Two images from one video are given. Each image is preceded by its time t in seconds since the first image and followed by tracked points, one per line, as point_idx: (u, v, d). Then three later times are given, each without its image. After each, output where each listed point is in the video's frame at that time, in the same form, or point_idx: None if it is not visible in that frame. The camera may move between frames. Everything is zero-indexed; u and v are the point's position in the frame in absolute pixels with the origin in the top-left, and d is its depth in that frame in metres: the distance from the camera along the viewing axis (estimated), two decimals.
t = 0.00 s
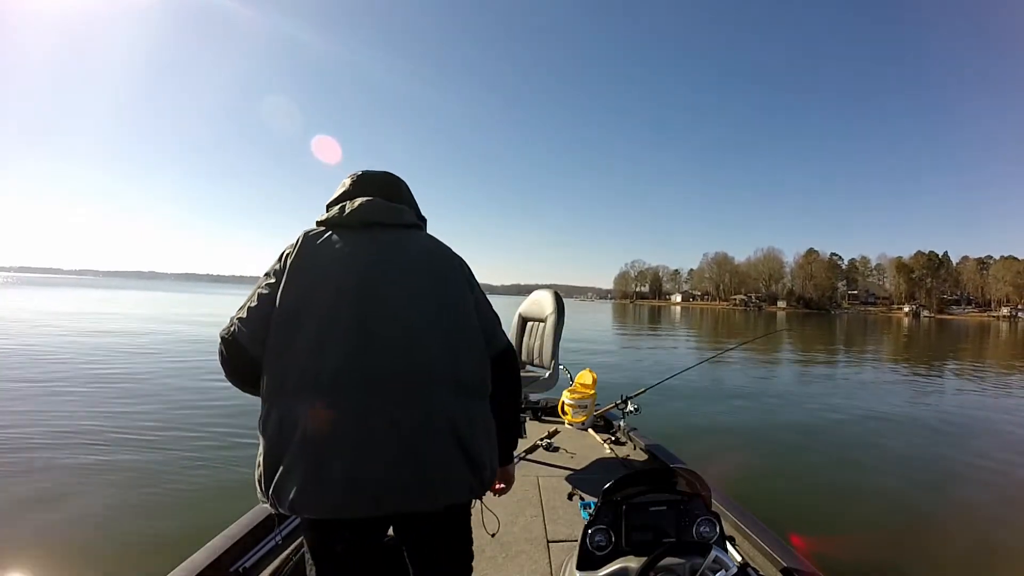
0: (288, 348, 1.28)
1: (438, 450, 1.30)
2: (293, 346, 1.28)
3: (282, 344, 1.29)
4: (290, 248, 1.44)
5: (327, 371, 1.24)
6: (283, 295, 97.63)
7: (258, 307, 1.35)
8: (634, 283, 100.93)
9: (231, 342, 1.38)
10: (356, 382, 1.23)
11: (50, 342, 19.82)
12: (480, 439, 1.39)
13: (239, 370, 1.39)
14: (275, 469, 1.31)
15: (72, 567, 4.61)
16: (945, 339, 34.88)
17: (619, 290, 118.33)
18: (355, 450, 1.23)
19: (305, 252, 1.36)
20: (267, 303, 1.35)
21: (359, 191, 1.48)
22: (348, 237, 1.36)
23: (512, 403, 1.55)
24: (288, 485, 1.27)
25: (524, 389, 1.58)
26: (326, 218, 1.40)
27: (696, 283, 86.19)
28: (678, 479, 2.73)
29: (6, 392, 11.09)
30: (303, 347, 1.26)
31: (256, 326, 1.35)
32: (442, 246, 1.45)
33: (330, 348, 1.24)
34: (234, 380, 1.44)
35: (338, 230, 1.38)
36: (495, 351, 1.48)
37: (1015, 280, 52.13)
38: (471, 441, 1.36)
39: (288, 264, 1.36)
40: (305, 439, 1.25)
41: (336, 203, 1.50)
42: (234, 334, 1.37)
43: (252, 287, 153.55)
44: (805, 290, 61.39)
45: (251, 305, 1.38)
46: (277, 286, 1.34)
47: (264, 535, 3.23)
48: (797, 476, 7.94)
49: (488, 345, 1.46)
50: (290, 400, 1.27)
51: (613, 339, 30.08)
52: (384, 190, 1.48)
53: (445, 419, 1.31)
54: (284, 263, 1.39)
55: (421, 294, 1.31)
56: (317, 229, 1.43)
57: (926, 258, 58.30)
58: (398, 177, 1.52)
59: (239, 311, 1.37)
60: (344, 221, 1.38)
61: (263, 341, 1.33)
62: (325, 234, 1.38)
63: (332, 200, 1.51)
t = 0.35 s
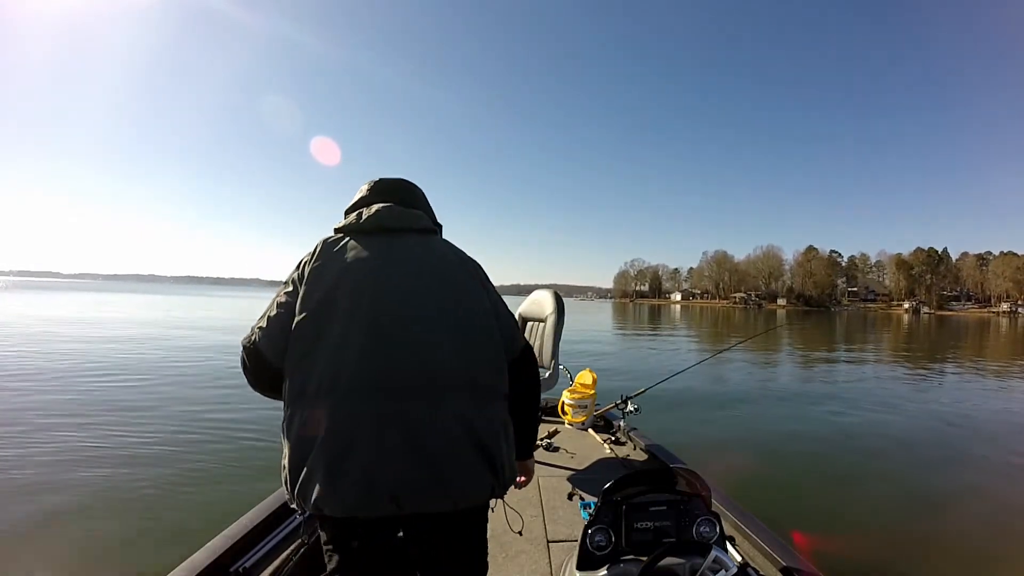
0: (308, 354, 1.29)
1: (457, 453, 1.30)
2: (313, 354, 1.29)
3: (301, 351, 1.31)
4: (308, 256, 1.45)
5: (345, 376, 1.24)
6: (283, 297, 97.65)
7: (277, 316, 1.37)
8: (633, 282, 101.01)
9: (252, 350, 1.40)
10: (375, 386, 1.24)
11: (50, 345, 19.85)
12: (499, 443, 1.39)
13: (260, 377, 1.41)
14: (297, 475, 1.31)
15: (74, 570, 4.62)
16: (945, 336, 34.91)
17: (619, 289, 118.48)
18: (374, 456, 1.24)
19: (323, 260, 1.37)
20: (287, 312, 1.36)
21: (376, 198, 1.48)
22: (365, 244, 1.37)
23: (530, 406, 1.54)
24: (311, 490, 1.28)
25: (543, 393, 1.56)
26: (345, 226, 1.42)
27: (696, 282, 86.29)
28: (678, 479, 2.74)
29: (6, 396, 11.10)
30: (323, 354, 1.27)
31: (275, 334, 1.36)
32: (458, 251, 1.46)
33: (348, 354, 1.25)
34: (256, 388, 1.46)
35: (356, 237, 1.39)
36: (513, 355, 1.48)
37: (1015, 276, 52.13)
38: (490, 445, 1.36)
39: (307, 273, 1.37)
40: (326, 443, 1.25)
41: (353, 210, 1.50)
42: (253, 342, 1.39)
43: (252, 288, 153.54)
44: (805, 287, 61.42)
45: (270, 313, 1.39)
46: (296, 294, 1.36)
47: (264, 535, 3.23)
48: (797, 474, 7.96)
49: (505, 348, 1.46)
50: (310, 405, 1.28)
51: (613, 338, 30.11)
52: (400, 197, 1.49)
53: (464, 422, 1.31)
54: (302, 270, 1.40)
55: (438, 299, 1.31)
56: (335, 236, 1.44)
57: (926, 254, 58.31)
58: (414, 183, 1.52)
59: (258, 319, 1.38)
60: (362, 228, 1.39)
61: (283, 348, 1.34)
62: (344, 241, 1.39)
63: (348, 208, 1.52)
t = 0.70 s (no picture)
0: (311, 389, 1.31)
1: (467, 467, 1.34)
2: (317, 390, 1.30)
3: (304, 388, 1.32)
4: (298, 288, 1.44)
5: (354, 410, 1.27)
6: (283, 298, 97.68)
7: (275, 354, 1.37)
8: (633, 278, 101.07)
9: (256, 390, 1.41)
10: (383, 416, 1.26)
11: (51, 351, 19.87)
12: (505, 446, 1.44)
13: (267, 414, 1.44)
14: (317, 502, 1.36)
15: None
16: (945, 326, 34.92)
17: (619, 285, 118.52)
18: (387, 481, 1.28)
19: (315, 293, 1.37)
20: (285, 349, 1.37)
21: (360, 221, 1.46)
22: (355, 273, 1.36)
23: (529, 403, 1.59)
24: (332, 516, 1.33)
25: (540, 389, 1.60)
26: (329, 255, 1.41)
27: (696, 277, 86.36)
28: (678, 480, 2.74)
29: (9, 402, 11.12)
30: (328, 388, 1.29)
31: (276, 373, 1.38)
32: (448, 267, 1.45)
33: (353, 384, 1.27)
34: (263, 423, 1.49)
35: (343, 267, 1.37)
36: (509, 357, 1.50)
37: (1015, 266, 52.13)
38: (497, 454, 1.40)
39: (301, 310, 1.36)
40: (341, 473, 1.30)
41: (333, 237, 1.49)
42: (256, 384, 1.41)
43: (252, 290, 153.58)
44: (804, 281, 61.51)
45: (269, 350, 1.40)
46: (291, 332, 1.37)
47: (264, 535, 3.24)
48: (799, 470, 7.96)
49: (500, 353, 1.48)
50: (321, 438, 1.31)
51: (613, 334, 30.15)
52: (383, 218, 1.47)
53: (471, 436, 1.35)
54: (293, 307, 1.40)
55: (433, 321, 1.32)
56: (322, 266, 1.42)
57: (925, 245, 58.32)
58: (393, 201, 1.49)
59: (256, 362, 1.40)
60: (347, 259, 1.37)
61: (286, 386, 1.36)
62: (332, 271, 1.38)
63: (330, 233, 1.50)
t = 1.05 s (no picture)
0: (398, 392, 1.49)
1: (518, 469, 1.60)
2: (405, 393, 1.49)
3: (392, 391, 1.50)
4: (371, 308, 1.65)
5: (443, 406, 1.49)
6: (283, 296, 97.61)
7: (356, 365, 1.53)
8: (633, 279, 101.10)
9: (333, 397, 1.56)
10: (468, 410, 1.51)
11: (49, 346, 19.81)
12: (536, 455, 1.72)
13: (337, 421, 1.57)
14: (387, 503, 1.51)
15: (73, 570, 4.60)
16: (944, 331, 34.94)
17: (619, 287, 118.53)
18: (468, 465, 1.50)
19: (397, 309, 1.59)
20: (364, 360, 1.54)
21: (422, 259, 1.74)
22: (431, 295, 1.62)
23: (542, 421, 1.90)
24: (410, 509, 1.50)
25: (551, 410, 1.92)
26: (403, 283, 1.66)
27: (696, 279, 86.37)
28: (678, 479, 2.73)
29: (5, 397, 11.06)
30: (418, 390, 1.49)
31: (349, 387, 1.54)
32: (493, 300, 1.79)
33: (434, 391, 1.50)
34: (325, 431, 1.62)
35: (417, 292, 1.62)
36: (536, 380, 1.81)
37: (1014, 271, 52.16)
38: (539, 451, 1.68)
39: (382, 327, 1.57)
40: (427, 462, 1.48)
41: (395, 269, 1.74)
42: (330, 397, 1.56)
43: (252, 287, 153.46)
44: (804, 284, 61.53)
45: (347, 362, 1.56)
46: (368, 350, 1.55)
47: (264, 534, 3.23)
48: (799, 472, 7.94)
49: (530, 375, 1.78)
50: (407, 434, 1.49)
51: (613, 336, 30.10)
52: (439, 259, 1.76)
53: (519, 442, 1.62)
54: (370, 324, 1.59)
55: (494, 338, 1.62)
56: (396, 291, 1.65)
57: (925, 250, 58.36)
58: (446, 244, 1.79)
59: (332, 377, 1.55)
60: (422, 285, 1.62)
61: (367, 392, 1.53)
62: (409, 294, 1.61)
63: (394, 266, 1.76)
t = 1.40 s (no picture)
0: (452, 364, 2.11)
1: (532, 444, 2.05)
2: (457, 364, 2.10)
3: (447, 363, 2.13)
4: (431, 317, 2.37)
5: (484, 374, 2.07)
6: (283, 299, 97.43)
7: (420, 350, 2.21)
8: (634, 277, 100.99)
9: (400, 372, 2.20)
10: (503, 380, 2.08)
11: (46, 352, 19.71)
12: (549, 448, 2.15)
13: (401, 390, 2.19)
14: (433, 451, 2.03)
15: None
16: (947, 324, 34.75)
17: (619, 284, 118.40)
18: (503, 422, 2.00)
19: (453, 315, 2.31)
20: (426, 347, 2.22)
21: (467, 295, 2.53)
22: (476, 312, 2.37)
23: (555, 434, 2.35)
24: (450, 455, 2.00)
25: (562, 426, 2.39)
26: (453, 305, 2.39)
27: (697, 275, 86.24)
28: (678, 479, 2.74)
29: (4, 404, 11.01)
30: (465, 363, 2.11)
31: (412, 365, 2.19)
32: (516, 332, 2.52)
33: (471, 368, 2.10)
34: (387, 404, 2.21)
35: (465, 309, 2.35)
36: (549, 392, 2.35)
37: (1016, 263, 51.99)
38: (551, 436, 2.15)
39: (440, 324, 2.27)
40: (471, 417, 2.01)
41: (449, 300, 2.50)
42: (396, 372, 2.20)
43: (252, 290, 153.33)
44: (805, 279, 61.39)
45: (413, 349, 2.24)
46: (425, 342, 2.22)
47: (264, 534, 3.25)
48: (799, 468, 7.93)
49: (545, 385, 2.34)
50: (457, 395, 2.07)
51: (614, 334, 30.01)
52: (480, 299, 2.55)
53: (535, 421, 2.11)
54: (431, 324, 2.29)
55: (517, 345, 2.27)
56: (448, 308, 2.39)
57: (926, 243, 58.16)
58: (485, 292, 2.61)
59: (398, 358, 2.23)
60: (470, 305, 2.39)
61: (427, 369, 2.18)
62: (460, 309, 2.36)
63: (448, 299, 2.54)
